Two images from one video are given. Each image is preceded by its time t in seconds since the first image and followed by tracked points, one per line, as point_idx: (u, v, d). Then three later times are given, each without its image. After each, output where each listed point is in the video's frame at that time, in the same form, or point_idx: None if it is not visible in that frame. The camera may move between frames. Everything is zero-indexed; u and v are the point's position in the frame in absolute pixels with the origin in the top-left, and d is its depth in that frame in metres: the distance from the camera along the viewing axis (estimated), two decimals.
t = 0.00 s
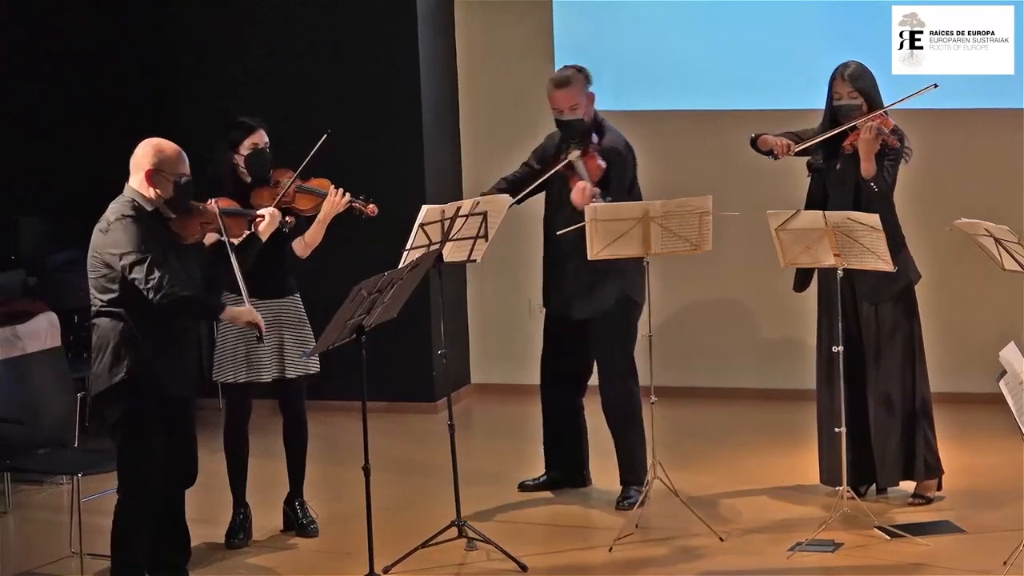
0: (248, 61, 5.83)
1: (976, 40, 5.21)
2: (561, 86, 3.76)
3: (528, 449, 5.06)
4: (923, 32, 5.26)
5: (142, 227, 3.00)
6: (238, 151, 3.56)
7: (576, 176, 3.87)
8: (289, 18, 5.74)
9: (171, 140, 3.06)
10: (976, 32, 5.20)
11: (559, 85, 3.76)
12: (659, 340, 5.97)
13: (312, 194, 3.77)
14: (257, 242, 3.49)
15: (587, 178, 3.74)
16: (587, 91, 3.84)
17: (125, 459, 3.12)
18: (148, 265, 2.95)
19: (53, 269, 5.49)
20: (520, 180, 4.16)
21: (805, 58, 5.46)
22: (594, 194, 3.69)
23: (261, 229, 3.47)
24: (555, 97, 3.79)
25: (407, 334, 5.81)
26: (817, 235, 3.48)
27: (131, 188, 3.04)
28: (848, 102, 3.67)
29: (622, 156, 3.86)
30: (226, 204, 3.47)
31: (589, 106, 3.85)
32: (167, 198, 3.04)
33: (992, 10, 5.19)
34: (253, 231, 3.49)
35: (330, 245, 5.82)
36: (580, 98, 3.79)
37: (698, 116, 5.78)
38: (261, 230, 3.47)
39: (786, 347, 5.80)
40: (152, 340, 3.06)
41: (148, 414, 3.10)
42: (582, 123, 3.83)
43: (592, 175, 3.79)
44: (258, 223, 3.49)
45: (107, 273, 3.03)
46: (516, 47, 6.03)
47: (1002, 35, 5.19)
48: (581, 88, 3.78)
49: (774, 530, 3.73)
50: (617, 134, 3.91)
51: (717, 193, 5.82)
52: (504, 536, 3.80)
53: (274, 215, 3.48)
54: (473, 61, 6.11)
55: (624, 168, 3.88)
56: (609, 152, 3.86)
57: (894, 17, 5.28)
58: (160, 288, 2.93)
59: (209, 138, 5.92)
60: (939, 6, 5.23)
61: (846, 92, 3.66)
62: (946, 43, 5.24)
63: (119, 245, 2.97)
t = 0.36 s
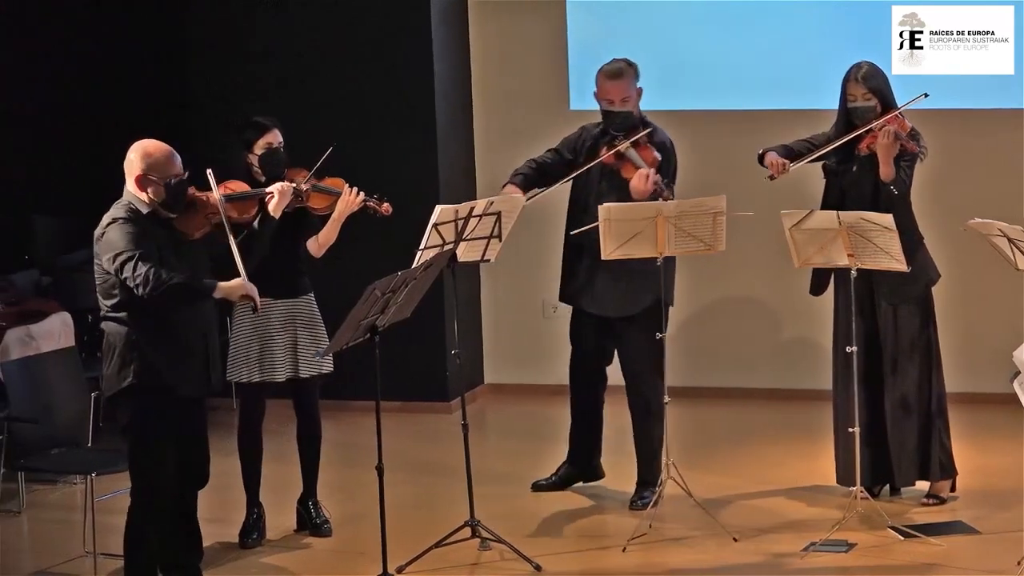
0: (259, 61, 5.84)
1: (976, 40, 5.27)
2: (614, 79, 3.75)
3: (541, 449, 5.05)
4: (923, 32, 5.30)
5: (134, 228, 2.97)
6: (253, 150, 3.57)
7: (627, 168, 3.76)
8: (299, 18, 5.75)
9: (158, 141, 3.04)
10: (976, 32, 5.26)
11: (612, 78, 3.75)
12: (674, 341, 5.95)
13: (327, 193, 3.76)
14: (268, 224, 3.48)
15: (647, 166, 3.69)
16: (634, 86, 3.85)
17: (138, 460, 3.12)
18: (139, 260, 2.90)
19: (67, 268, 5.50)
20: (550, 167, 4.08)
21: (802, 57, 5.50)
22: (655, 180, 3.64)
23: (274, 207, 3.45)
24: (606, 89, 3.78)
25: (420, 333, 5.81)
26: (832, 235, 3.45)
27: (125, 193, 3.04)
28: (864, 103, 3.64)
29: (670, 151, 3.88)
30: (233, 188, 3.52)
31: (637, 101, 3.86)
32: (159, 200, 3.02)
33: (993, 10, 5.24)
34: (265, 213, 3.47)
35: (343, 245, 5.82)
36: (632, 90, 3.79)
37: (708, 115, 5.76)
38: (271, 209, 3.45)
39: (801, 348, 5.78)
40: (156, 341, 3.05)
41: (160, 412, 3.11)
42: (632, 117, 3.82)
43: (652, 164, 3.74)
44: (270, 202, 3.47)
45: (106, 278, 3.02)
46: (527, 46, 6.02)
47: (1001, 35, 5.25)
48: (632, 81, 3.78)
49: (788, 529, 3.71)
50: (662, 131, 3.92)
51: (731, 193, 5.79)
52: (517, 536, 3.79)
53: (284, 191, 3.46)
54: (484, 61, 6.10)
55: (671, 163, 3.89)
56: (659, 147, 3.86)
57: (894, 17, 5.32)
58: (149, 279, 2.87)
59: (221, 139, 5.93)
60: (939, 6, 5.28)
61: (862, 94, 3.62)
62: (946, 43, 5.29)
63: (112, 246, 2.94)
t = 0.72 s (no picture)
0: (271, 62, 5.85)
1: (976, 40, 5.25)
2: (644, 74, 3.74)
3: (555, 449, 5.04)
4: (923, 32, 5.29)
5: (148, 224, 2.99)
6: (266, 151, 3.57)
7: (661, 162, 3.73)
8: (311, 19, 5.75)
9: (174, 139, 3.04)
10: (976, 32, 5.24)
11: (641, 73, 3.74)
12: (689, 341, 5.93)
13: (340, 195, 3.74)
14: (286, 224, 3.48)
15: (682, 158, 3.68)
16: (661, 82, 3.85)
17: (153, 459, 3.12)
18: (152, 254, 2.92)
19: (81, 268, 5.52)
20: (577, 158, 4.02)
21: (801, 57, 5.48)
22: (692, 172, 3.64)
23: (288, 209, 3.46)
24: (636, 84, 3.77)
25: (432, 333, 5.81)
26: (845, 236, 3.42)
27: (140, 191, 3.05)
28: (878, 106, 3.62)
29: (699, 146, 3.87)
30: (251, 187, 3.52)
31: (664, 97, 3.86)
32: (173, 197, 3.02)
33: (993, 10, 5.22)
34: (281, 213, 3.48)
35: (356, 245, 5.82)
36: (661, 86, 3.79)
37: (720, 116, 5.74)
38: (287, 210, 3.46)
39: (816, 348, 5.75)
40: (172, 339, 3.05)
41: (173, 411, 3.10)
42: (661, 112, 3.81)
43: (688, 157, 3.72)
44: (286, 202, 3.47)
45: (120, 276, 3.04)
46: (539, 46, 6.02)
47: (1001, 35, 5.23)
48: (661, 76, 3.78)
49: (801, 530, 3.70)
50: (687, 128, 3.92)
51: (744, 193, 5.77)
52: (529, 536, 3.78)
53: (299, 192, 3.46)
54: (496, 61, 6.10)
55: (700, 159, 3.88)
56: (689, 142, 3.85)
57: (894, 17, 5.31)
58: (161, 271, 2.89)
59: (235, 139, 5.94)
60: (939, 6, 5.26)
61: (876, 96, 3.61)
62: (946, 43, 5.27)
63: (126, 242, 2.96)
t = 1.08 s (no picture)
0: (277, 63, 5.86)
1: (976, 39, 5.05)
2: (652, 71, 3.76)
3: (560, 449, 5.04)
4: (923, 31, 5.04)
5: (172, 216, 2.99)
6: (271, 151, 3.57)
7: (672, 157, 3.74)
8: (316, 19, 5.76)
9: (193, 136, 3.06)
10: (977, 31, 5.05)
11: (650, 70, 3.77)
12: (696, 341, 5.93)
13: (346, 195, 3.75)
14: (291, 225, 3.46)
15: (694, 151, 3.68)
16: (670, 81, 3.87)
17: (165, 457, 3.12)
18: (182, 241, 2.92)
19: (86, 268, 5.53)
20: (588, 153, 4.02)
21: (802, 58, 5.46)
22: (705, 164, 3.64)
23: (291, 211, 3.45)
24: (645, 81, 3.78)
25: (437, 333, 5.80)
26: (850, 236, 3.41)
27: (158, 187, 3.05)
28: (888, 105, 3.62)
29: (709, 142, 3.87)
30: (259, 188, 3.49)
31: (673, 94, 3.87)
32: (194, 192, 3.07)
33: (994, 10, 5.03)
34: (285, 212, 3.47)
35: (360, 245, 5.83)
36: (670, 83, 3.80)
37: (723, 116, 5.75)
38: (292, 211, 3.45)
39: (823, 348, 5.74)
40: (189, 333, 3.05)
41: (187, 408, 3.10)
42: (671, 109, 3.82)
43: (698, 150, 3.72)
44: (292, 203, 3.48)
45: (139, 272, 3.03)
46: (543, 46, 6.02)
47: (1001, 35, 5.07)
48: (670, 74, 3.80)
49: (806, 530, 3.69)
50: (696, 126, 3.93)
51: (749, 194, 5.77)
52: (535, 536, 3.78)
53: (304, 193, 3.47)
54: (501, 61, 6.10)
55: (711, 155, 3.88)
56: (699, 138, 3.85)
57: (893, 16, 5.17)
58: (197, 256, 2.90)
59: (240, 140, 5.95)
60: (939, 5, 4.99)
61: (887, 95, 3.61)
62: (945, 43, 4.99)
63: (151, 234, 2.95)
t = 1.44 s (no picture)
0: (277, 63, 5.86)
1: (976, 40, 4.92)
2: (646, 72, 3.75)
3: (561, 449, 5.04)
4: (923, 31, 4.79)
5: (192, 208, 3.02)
6: (271, 152, 3.58)
7: (666, 158, 3.78)
8: (317, 19, 5.76)
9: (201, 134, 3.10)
10: (978, 32, 4.94)
11: (644, 72, 3.76)
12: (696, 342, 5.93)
13: (347, 196, 3.68)
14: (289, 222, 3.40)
15: (688, 153, 3.70)
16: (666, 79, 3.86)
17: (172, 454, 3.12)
18: (212, 223, 2.96)
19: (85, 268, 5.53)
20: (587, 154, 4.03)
21: (803, 58, 5.47)
22: (697, 164, 3.65)
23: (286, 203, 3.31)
24: (639, 82, 3.78)
25: (437, 333, 5.80)
26: (849, 236, 3.41)
27: (168, 184, 3.07)
28: (906, 102, 3.64)
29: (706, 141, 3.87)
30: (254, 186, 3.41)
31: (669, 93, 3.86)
32: (203, 189, 3.09)
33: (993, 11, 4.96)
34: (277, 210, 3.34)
35: (360, 246, 5.83)
36: (665, 83, 3.79)
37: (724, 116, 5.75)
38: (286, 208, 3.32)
39: (823, 349, 5.74)
40: (208, 324, 3.07)
41: (202, 401, 3.11)
42: (666, 109, 3.81)
43: (692, 152, 3.74)
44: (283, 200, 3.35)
45: (156, 266, 3.05)
46: (544, 46, 6.02)
47: (1001, 35, 5.01)
48: (664, 74, 3.78)
49: (805, 530, 3.69)
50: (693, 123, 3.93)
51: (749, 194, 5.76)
52: (534, 536, 3.78)
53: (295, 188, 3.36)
54: (502, 62, 6.10)
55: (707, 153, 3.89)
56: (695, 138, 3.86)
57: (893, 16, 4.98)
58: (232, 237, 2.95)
59: (240, 140, 5.95)
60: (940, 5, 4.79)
61: (905, 92, 3.63)
62: (946, 43, 4.77)
63: (173, 225, 2.97)
